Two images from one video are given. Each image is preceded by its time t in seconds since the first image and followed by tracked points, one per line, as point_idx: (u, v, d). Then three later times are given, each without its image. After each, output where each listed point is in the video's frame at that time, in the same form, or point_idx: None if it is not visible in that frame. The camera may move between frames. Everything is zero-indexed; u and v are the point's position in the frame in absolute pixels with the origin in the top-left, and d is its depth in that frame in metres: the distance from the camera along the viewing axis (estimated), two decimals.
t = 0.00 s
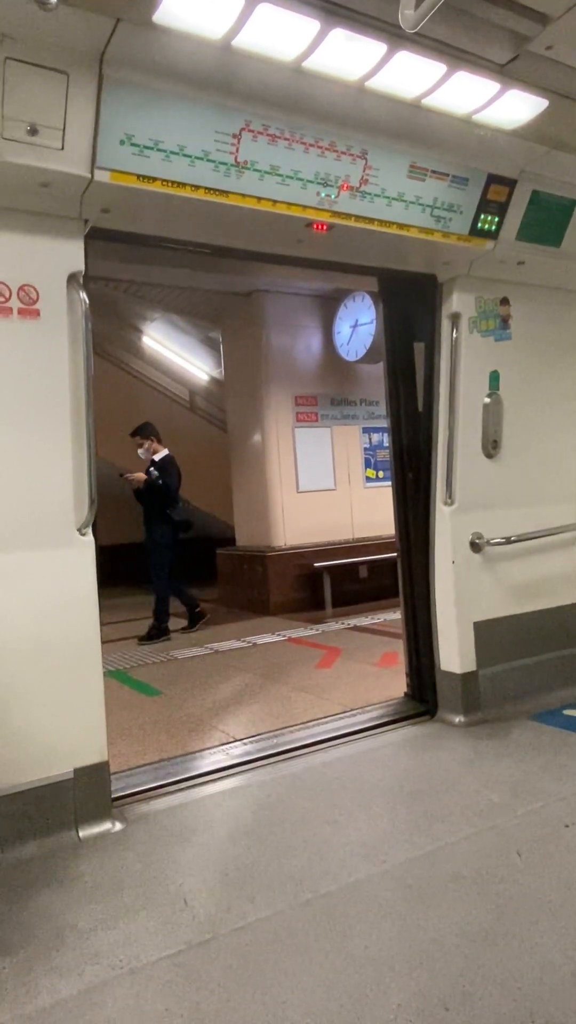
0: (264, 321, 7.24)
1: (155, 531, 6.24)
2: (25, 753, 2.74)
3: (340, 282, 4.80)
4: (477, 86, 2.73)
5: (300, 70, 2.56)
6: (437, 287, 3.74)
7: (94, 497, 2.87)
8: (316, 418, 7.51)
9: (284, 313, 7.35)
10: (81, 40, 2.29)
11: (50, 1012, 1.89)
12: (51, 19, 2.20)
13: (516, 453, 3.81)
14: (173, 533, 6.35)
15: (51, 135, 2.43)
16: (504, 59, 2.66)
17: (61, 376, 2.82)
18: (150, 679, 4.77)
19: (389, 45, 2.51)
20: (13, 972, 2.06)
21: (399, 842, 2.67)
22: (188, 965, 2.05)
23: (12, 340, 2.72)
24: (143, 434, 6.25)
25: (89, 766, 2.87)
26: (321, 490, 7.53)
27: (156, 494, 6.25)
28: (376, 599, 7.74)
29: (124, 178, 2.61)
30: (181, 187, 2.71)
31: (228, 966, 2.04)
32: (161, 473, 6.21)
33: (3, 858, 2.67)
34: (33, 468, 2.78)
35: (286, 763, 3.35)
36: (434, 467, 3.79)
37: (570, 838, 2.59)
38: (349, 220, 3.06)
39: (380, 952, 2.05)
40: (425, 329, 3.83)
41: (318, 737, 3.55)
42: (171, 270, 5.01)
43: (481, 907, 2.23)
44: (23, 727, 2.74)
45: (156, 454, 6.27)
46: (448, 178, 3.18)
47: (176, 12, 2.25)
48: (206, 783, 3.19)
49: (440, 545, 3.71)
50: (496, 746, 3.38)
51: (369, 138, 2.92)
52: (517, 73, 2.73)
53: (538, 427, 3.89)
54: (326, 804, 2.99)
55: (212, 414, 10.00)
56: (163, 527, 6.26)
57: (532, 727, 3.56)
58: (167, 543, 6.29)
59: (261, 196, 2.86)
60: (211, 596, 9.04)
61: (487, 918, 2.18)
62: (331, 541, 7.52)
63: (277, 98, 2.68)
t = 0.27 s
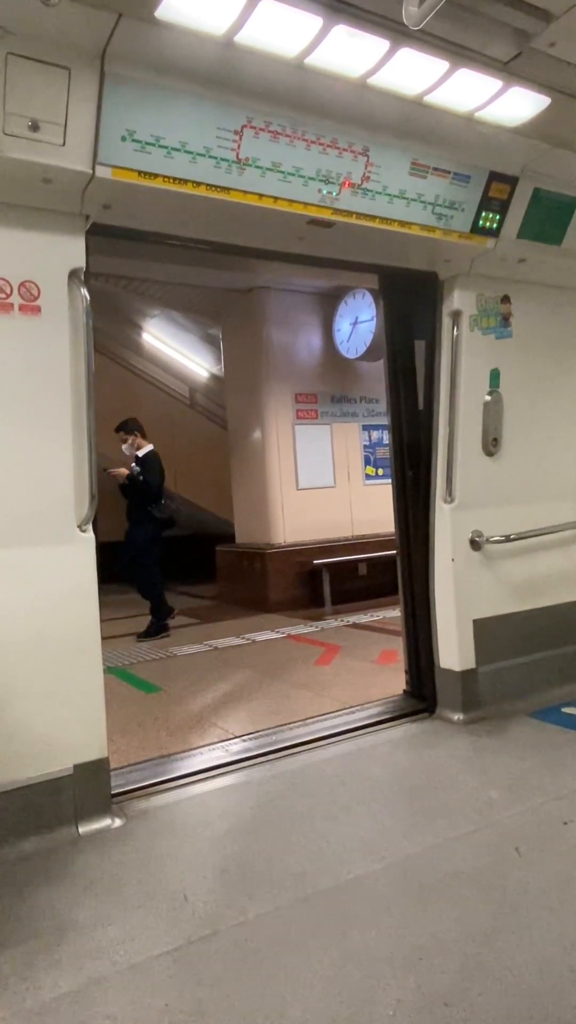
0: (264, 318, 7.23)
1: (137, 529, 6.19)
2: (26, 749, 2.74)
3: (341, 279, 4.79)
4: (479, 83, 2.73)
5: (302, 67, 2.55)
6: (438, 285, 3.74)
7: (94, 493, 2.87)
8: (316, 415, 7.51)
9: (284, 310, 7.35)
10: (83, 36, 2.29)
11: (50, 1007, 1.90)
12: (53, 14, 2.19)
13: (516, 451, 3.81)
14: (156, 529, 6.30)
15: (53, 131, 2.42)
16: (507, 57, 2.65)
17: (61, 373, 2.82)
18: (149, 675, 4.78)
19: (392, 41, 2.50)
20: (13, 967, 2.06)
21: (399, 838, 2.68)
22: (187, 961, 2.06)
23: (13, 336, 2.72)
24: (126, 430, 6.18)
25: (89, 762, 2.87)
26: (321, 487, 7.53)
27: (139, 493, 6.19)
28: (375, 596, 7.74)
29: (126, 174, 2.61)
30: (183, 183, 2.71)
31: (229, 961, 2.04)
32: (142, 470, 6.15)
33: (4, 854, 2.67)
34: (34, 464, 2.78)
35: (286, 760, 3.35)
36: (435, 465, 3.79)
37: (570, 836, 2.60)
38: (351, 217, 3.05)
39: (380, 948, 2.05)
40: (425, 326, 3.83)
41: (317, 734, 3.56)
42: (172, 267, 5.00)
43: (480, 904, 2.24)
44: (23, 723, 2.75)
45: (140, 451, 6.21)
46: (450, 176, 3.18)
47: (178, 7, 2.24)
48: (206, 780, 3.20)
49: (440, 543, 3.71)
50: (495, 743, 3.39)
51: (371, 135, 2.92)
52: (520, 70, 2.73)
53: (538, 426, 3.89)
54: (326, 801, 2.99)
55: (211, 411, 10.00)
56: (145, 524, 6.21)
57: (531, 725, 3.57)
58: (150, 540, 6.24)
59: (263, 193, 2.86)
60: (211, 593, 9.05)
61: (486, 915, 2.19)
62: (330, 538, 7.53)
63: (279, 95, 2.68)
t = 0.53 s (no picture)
0: (264, 314, 7.22)
1: (121, 529, 6.19)
2: (26, 745, 2.75)
3: (342, 275, 4.79)
4: (481, 79, 2.73)
5: (303, 63, 2.55)
6: (438, 282, 3.73)
7: (95, 490, 2.87)
8: (315, 412, 7.50)
9: (284, 306, 7.34)
10: (84, 31, 2.29)
11: (50, 1002, 1.90)
12: (54, 10, 2.19)
13: (516, 449, 3.81)
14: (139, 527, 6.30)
15: (53, 126, 2.42)
16: (509, 53, 2.65)
17: (61, 369, 2.82)
18: (148, 672, 4.78)
19: (393, 37, 2.50)
20: (12, 962, 2.07)
21: (397, 835, 2.68)
22: (186, 956, 2.06)
23: (13, 332, 2.72)
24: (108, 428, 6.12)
25: (88, 758, 2.88)
26: (320, 484, 7.52)
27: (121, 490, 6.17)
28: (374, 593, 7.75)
29: (126, 170, 2.60)
30: (183, 179, 2.70)
31: (227, 957, 2.05)
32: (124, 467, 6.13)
33: (3, 849, 2.68)
34: (34, 460, 2.78)
35: (285, 757, 3.36)
36: (434, 462, 3.79)
37: (568, 833, 2.61)
38: (351, 214, 3.05)
39: (378, 944, 2.06)
40: (426, 323, 3.82)
41: (316, 730, 3.56)
42: (173, 262, 5.00)
43: (479, 900, 2.25)
44: (23, 718, 2.75)
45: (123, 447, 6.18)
46: (451, 173, 3.17)
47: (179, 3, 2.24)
48: (205, 776, 3.20)
49: (440, 540, 3.71)
50: (493, 740, 3.39)
51: (373, 131, 2.91)
52: (522, 67, 2.72)
53: (539, 423, 3.89)
54: (325, 797, 3.00)
55: (211, 408, 9.99)
56: (129, 524, 6.21)
57: (530, 722, 3.58)
58: (134, 539, 6.25)
59: (264, 189, 2.85)
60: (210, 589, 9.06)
61: (485, 911, 2.20)
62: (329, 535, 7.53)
63: (280, 91, 2.67)
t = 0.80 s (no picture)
0: (265, 308, 7.21)
1: (102, 527, 6.18)
2: (25, 739, 2.75)
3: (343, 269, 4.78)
4: (484, 72, 2.71)
5: (305, 55, 2.54)
6: (440, 276, 3.72)
7: (94, 484, 2.86)
8: (316, 407, 7.49)
9: (285, 300, 7.32)
10: (85, 22, 2.27)
11: (48, 996, 1.90)
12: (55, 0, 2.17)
13: (517, 444, 3.80)
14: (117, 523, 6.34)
15: (53, 118, 2.41)
16: (512, 46, 2.64)
17: (61, 362, 2.80)
18: (148, 666, 4.78)
19: (396, 29, 2.48)
20: (11, 956, 2.07)
21: (396, 830, 2.68)
22: (185, 950, 2.06)
23: (13, 326, 2.71)
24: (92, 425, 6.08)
25: (87, 752, 2.88)
26: (320, 479, 7.52)
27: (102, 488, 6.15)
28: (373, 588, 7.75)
29: (127, 163, 2.59)
30: (184, 172, 2.69)
31: (226, 951, 2.05)
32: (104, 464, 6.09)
33: (2, 843, 2.68)
34: (33, 454, 2.77)
35: (284, 751, 3.36)
36: (434, 458, 3.78)
37: (568, 828, 2.61)
38: (353, 207, 3.03)
39: (377, 938, 2.06)
40: (427, 318, 3.81)
41: (316, 725, 3.56)
42: (174, 256, 4.99)
43: (478, 895, 2.25)
44: (22, 712, 2.75)
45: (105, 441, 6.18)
46: (453, 166, 3.15)
47: None
48: (204, 770, 3.21)
49: (440, 535, 3.71)
50: (493, 735, 3.40)
51: (375, 124, 2.89)
52: (525, 59, 2.71)
53: (539, 419, 3.88)
54: (324, 791, 3.00)
55: (212, 402, 9.98)
56: (110, 522, 6.22)
57: (529, 717, 3.58)
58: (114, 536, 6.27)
59: (265, 182, 2.84)
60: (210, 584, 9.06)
61: (484, 906, 2.20)
62: (329, 530, 7.52)
63: (282, 83, 2.66)
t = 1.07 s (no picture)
0: (265, 310, 7.21)
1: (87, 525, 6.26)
2: (25, 739, 2.75)
3: (344, 271, 4.78)
4: (484, 74, 2.72)
5: (307, 56, 2.54)
6: (440, 278, 3.72)
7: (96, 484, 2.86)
8: (316, 408, 7.49)
9: (286, 302, 7.32)
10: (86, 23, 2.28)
11: (48, 996, 1.90)
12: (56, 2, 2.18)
13: (518, 446, 3.80)
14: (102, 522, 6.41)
15: (55, 119, 2.41)
16: (513, 47, 2.64)
17: (62, 363, 2.81)
18: (148, 667, 4.78)
19: (398, 31, 2.49)
20: (11, 956, 2.07)
21: (396, 831, 2.68)
22: (185, 950, 2.06)
23: (13, 326, 2.71)
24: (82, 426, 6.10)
25: (87, 752, 2.88)
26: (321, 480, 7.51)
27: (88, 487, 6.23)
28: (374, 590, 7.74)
29: (128, 163, 2.60)
30: (185, 172, 2.69)
31: (226, 952, 2.05)
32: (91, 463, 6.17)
33: (2, 843, 2.68)
34: (33, 454, 2.77)
35: (284, 752, 3.36)
36: (435, 459, 3.78)
37: (568, 829, 2.61)
38: (354, 208, 3.03)
39: (377, 940, 2.06)
40: (428, 319, 3.81)
41: (316, 726, 3.56)
42: (175, 257, 4.99)
43: (478, 897, 2.25)
44: (22, 713, 2.75)
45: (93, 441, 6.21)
46: (454, 168, 3.15)
47: None
48: (204, 771, 3.20)
49: (440, 537, 3.71)
50: (493, 737, 3.40)
51: (376, 126, 2.89)
52: (526, 61, 2.71)
53: (540, 420, 3.88)
54: (324, 793, 3.00)
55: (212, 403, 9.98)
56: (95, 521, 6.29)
57: (529, 719, 3.57)
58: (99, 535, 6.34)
59: (266, 183, 2.84)
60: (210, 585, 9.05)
61: (484, 907, 2.20)
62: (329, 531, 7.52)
63: (284, 85, 2.65)
